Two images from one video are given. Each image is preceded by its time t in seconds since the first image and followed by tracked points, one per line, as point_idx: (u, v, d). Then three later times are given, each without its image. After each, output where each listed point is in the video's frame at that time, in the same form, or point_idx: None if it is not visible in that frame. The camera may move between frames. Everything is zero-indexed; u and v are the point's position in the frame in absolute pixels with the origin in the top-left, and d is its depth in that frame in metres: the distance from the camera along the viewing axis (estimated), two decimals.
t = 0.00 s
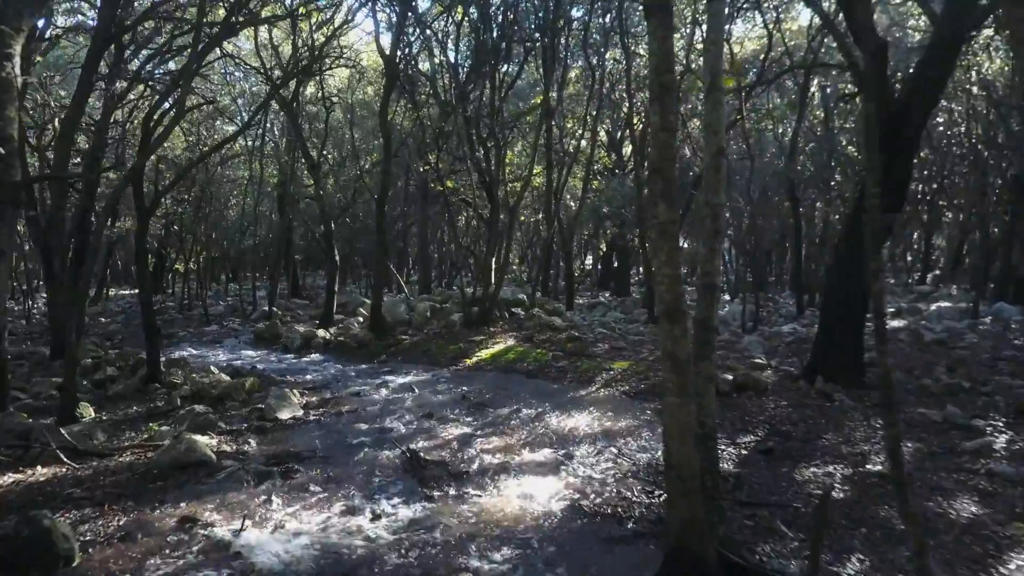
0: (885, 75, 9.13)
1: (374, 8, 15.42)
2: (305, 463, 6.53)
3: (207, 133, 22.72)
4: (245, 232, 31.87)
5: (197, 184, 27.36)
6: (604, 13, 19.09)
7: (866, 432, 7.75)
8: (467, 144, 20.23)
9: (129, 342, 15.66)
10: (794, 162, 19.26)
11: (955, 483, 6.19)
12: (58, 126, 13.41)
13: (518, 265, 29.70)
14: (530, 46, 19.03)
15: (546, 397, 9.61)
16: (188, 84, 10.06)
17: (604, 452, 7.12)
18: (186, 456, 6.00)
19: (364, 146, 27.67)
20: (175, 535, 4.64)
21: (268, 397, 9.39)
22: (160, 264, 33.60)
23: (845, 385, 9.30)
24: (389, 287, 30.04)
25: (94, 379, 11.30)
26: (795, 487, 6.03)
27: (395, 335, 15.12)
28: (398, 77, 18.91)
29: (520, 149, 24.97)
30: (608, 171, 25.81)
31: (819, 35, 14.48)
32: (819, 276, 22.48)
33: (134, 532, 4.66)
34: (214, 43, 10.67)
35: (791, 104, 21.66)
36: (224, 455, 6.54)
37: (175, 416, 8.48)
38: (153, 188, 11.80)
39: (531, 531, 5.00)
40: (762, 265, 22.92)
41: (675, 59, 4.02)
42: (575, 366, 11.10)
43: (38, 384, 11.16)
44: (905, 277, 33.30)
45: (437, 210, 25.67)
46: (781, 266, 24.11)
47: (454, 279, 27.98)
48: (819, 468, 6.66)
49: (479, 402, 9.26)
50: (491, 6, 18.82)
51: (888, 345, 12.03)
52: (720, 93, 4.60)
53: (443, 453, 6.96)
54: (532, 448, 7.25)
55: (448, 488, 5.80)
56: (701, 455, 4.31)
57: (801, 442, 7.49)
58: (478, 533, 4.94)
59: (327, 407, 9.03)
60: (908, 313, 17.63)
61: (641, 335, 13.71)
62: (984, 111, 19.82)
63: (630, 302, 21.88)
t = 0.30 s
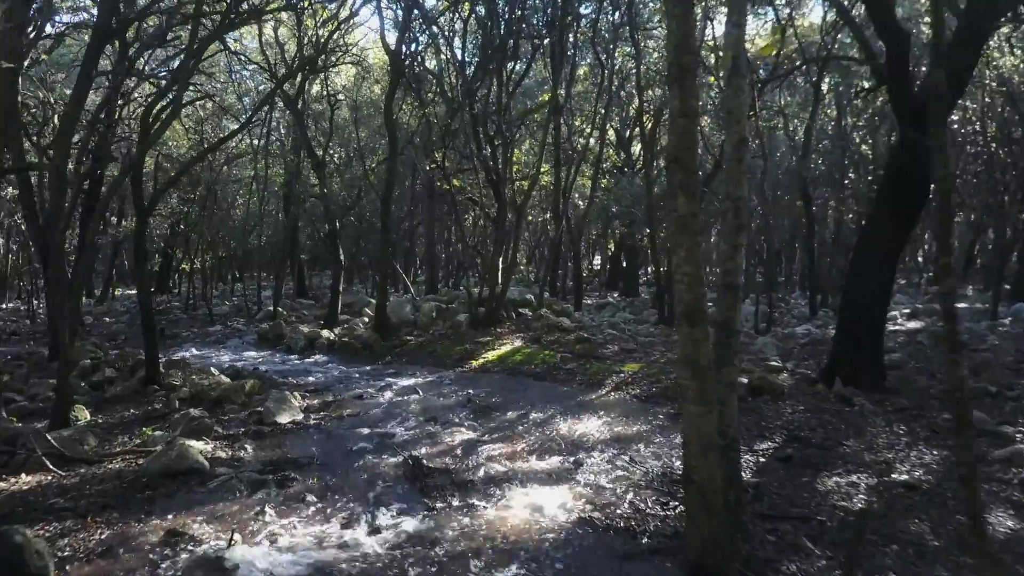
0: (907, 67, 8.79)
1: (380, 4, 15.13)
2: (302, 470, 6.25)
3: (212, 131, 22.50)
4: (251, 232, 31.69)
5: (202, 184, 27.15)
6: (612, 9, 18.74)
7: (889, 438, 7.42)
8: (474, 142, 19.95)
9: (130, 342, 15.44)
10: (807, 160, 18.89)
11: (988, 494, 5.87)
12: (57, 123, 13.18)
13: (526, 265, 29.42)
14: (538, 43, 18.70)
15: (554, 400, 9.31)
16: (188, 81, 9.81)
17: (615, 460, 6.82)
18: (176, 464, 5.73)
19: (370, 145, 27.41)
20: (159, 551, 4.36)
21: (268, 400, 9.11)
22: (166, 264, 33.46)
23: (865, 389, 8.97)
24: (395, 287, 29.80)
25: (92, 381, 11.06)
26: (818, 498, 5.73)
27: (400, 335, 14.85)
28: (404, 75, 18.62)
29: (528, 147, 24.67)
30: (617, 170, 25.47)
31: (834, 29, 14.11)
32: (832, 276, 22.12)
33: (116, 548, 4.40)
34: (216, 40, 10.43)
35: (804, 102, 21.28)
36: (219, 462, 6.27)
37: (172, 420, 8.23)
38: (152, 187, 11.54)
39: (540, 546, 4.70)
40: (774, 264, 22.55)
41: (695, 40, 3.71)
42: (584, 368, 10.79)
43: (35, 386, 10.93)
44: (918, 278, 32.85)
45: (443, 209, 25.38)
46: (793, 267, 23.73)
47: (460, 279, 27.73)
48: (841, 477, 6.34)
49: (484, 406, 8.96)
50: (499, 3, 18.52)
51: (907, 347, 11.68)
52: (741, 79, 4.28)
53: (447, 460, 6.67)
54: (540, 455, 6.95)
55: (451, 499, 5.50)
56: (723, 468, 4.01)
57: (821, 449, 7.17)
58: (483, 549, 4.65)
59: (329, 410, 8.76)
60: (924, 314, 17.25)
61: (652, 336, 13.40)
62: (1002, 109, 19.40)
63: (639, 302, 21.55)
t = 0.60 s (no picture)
0: (930, 59, 8.43)
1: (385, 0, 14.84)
2: (299, 478, 5.96)
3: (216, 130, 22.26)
4: (256, 231, 31.49)
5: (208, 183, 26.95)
6: (622, 5, 18.40)
7: (914, 445, 7.09)
8: (481, 141, 19.65)
9: (132, 342, 15.21)
10: (820, 158, 18.52)
11: None
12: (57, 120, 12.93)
13: (533, 265, 29.11)
14: (546, 39, 18.37)
15: (563, 404, 9.00)
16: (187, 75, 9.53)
17: (627, 468, 6.50)
18: (165, 472, 5.46)
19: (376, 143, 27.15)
20: (140, 569, 4.08)
21: (267, 403, 8.84)
22: (172, 263, 33.30)
23: (886, 393, 8.64)
24: (401, 286, 29.54)
25: (91, 382, 10.83)
26: (842, 510, 5.41)
27: (405, 336, 14.57)
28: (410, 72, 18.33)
29: (535, 146, 24.36)
30: (627, 169, 25.14)
31: (850, 23, 13.74)
32: (844, 276, 21.73)
33: (94, 564, 4.13)
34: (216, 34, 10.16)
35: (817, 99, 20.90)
36: (211, 469, 5.99)
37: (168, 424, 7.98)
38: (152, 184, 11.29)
39: (548, 563, 4.40)
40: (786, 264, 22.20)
41: (718, 16, 3.42)
42: (594, 370, 10.48)
43: (32, 387, 10.71)
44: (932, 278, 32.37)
45: (450, 208, 25.11)
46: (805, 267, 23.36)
47: (467, 279, 27.46)
48: (866, 487, 6.01)
49: (491, 409, 8.66)
50: None
51: (927, 349, 11.33)
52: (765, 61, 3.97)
53: (451, 467, 6.39)
54: (548, 462, 6.65)
55: (454, 511, 5.20)
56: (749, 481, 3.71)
57: (844, 456, 6.84)
58: (487, 567, 4.35)
59: (331, 414, 8.49)
60: (941, 315, 16.87)
61: (663, 337, 13.07)
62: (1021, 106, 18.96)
63: (648, 303, 21.22)
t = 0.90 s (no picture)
0: (956, 50, 8.08)
1: None
2: (295, 487, 5.68)
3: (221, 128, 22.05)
4: (263, 230, 31.31)
5: (214, 181, 26.74)
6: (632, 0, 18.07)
7: (941, 453, 6.76)
8: (488, 138, 19.37)
9: (133, 343, 14.98)
10: (834, 156, 18.14)
11: None
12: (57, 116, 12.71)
13: (541, 265, 28.82)
14: (554, 35, 18.08)
15: (572, 408, 8.70)
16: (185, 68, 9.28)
17: (640, 476, 6.20)
18: (154, 481, 5.19)
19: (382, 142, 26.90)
20: None
21: (266, 405, 8.56)
22: (178, 263, 33.13)
23: (909, 398, 8.30)
24: (408, 286, 29.29)
25: (89, 384, 10.58)
26: (869, 524, 5.09)
27: (411, 337, 14.30)
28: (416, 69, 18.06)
29: (543, 144, 24.05)
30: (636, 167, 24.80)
31: (866, 17, 13.36)
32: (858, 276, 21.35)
33: None
34: (214, 28, 9.90)
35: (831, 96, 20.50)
36: (203, 477, 5.72)
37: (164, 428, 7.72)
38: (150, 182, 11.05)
39: None
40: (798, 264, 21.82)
41: None
42: (604, 373, 10.16)
43: (29, 389, 10.47)
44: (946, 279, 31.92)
45: (458, 207, 24.83)
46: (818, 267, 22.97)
47: (474, 279, 27.20)
48: (893, 498, 5.69)
49: (497, 413, 8.37)
50: None
51: (949, 352, 10.96)
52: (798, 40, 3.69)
53: (455, 476, 6.09)
54: (556, 470, 6.35)
55: (457, 525, 4.90)
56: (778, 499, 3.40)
57: (867, 465, 6.52)
58: None
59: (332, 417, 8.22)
60: (959, 316, 16.48)
61: (674, 339, 12.76)
62: None
63: (659, 303, 20.86)
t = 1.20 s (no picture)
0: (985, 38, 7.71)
1: None
2: (292, 496, 5.40)
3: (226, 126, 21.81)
4: (270, 230, 31.10)
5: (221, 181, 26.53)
6: None
7: (972, 461, 6.41)
8: (496, 136, 19.06)
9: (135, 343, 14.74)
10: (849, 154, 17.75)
11: None
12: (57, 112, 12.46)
13: (550, 264, 28.51)
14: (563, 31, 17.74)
15: (582, 411, 8.40)
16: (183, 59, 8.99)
17: (654, 486, 5.89)
18: (141, 490, 4.92)
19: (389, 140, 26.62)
20: None
21: (266, 408, 8.29)
22: (185, 263, 32.96)
23: (934, 403, 7.96)
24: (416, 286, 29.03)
25: (87, 386, 10.33)
26: (902, 539, 4.77)
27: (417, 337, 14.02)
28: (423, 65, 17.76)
29: (552, 142, 23.72)
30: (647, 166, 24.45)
31: (884, 11, 12.99)
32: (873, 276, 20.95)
33: None
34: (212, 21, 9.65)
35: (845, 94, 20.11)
36: (195, 486, 5.44)
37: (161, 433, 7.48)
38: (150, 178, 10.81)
39: None
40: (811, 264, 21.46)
41: None
42: (616, 375, 9.85)
43: (25, 389, 10.24)
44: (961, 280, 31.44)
45: (465, 206, 24.54)
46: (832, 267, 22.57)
47: (483, 279, 26.90)
48: (925, 511, 5.36)
49: (505, 417, 8.08)
50: None
51: (973, 354, 10.59)
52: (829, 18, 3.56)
53: (460, 486, 5.78)
54: (566, 479, 6.04)
55: (460, 539, 4.60)
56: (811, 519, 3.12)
57: (895, 473, 6.18)
58: None
59: (335, 420, 7.96)
60: (978, 317, 16.09)
61: (687, 340, 12.43)
62: None
63: (670, 304, 20.50)
